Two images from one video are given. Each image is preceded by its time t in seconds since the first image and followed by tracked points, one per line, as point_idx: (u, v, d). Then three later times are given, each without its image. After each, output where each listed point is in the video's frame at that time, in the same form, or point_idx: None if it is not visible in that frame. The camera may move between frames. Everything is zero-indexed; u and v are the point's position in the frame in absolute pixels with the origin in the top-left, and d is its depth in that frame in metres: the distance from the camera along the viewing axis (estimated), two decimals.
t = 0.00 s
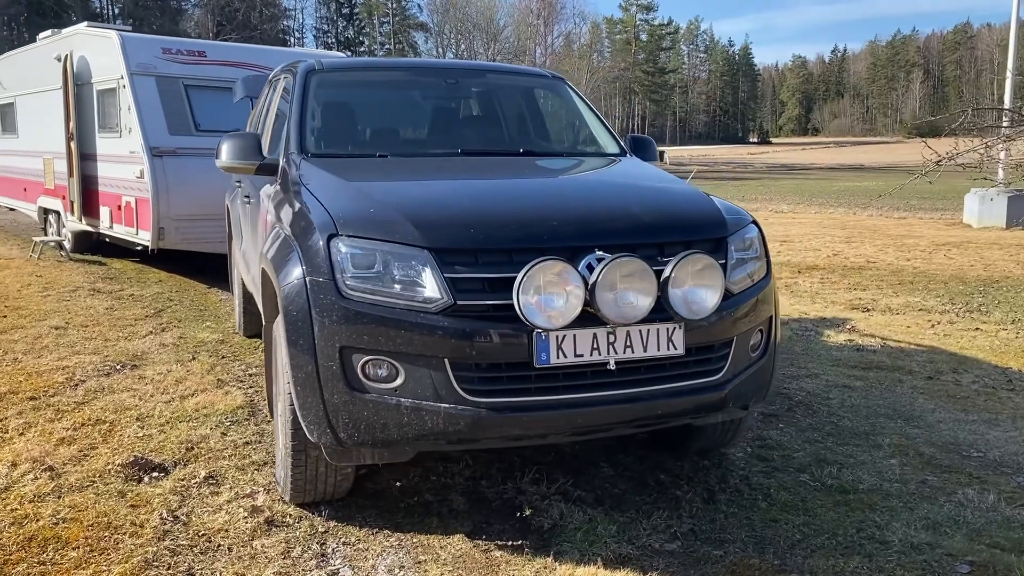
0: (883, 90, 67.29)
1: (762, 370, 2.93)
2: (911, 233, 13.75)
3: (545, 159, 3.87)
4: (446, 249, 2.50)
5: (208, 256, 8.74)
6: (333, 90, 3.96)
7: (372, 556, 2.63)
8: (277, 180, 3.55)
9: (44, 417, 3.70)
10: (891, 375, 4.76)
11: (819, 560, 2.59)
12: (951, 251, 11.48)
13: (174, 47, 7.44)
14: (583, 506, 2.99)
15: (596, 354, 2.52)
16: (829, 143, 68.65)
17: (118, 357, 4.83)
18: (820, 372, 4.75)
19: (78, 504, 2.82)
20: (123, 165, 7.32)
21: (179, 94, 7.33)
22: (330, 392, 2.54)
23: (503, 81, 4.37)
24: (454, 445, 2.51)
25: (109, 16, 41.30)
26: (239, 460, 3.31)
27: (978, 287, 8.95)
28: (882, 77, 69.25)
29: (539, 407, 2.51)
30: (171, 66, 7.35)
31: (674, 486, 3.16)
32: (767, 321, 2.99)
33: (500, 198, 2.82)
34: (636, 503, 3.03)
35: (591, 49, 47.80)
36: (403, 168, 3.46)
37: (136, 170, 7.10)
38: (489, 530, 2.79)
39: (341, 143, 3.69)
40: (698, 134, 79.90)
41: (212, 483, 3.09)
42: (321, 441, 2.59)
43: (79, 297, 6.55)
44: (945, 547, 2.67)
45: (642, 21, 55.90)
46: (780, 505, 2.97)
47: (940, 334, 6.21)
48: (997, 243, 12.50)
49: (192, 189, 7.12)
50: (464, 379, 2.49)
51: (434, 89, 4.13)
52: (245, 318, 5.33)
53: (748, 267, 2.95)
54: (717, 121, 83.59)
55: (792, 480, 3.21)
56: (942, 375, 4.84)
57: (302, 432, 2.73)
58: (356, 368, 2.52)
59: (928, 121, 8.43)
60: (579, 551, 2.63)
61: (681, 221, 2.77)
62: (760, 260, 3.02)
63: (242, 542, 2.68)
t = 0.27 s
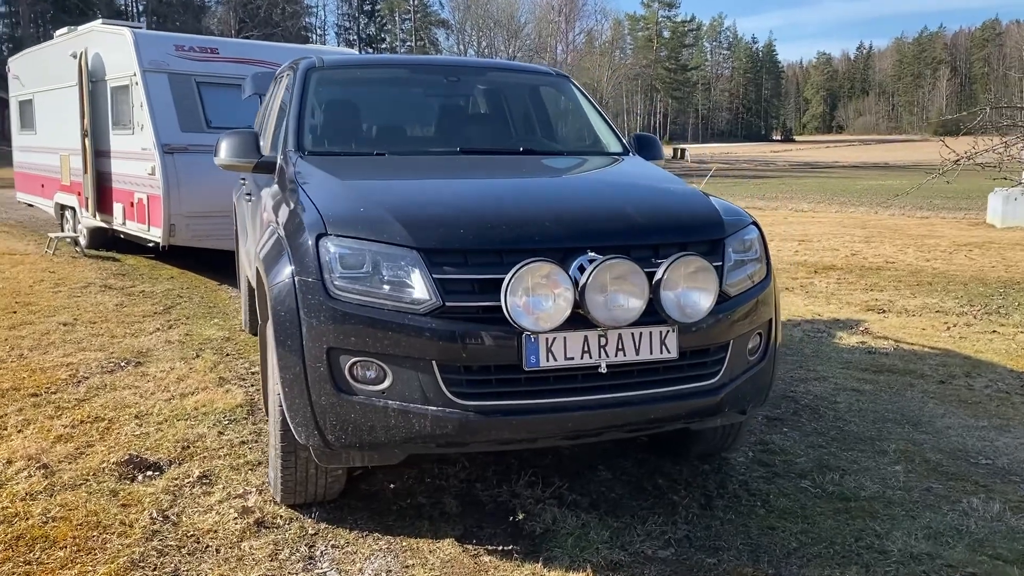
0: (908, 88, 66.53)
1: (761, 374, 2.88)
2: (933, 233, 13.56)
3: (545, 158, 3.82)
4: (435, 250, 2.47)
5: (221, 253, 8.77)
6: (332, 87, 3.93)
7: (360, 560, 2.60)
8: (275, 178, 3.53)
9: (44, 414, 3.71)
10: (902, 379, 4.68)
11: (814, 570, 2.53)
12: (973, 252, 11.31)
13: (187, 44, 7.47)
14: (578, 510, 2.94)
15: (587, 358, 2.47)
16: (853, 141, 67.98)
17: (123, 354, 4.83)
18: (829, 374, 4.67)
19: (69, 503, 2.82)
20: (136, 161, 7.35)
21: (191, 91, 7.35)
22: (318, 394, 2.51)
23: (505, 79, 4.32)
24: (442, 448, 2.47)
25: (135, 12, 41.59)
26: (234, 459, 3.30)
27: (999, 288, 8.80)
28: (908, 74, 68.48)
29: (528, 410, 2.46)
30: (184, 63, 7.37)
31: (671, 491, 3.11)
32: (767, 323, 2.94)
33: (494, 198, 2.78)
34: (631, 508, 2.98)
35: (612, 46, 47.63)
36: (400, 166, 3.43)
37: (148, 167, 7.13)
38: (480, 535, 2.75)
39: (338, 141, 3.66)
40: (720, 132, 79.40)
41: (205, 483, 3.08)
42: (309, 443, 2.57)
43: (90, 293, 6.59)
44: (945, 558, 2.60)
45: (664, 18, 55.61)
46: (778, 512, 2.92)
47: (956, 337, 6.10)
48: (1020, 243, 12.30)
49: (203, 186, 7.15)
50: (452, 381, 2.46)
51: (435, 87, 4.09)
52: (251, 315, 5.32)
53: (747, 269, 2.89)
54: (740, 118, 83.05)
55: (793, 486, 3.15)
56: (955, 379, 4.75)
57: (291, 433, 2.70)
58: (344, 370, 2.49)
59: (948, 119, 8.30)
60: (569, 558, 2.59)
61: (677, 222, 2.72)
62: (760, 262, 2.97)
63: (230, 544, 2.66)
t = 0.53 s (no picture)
0: (935, 86, 65.76)
1: (763, 375, 2.84)
2: (956, 233, 13.38)
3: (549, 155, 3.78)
4: (430, 248, 2.44)
5: (236, 250, 8.81)
6: (336, 84, 3.92)
7: (354, 559, 2.59)
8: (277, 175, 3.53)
9: (50, 409, 3.73)
10: (915, 381, 4.60)
11: None
12: (995, 252, 11.14)
13: (203, 41, 7.50)
14: (576, 511, 2.91)
15: (583, 357, 2.44)
16: (878, 140, 67.27)
17: (132, 349, 4.86)
18: (840, 376, 4.61)
19: (67, 499, 2.82)
20: (151, 158, 7.39)
21: (207, 88, 7.38)
22: (311, 392, 2.50)
23: (511, 76, 4.29)
24: (435, 447, 2.45)
25: (159, 11, 41.95)
26: (234, 456, 3.29)
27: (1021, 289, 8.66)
28: (935, 72, 67.70)
29: (523, 411, 2.44)
30: (199, 60, 7.40)
31: (672, 493, 3.07)
32: (770, 324, 2.90)
33: (492, 195, 2.76)
34: (631, 510, 2.95)
35: (635, 43, 47.44)
36: (402, 163, 3.41)
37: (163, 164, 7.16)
38: (476, 535, 2.73)
39: (340, 138, 3.64)
40: (743, 130, 78.89)
41: (205, 480, 3.08)
42: (304, 441, 2.56)
43: (104, 289, 6.63)
44: (950, 566, 2.55)
45: (687, 15, 55.30)
46: (780, 516, 2.87)
47: (974, 339, 6.00)
48: None
49: (217, 183, 7.17)
50: (446, 381, 2.43)
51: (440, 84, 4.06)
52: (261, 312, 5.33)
53: (750, 268, 2.85)
54: (763, 116, 82.46)
55: (796, 490, 3.10)
56: (970, 382, 4.67)
57: (287, 431, 2.69)
58: (338, 368, 2.48)
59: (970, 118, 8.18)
60: (564, 560, 2.56)
61: (677, 221, 2.69)
62: (763, 261, 2.93)
63: (225, 541, 2.66)
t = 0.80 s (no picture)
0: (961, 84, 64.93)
1: (760, 374, 2.78)
2: (977, 232, 13.17)
3: (546, 150, 3.72)
4: (415, 242, 2.40)
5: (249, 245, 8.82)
6: (333, 78, 3.89)
7: (339, 557, 2.56)
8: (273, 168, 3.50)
9: (48, 402, 3.73)
10: (925, 382, 4.51)
11: None
12: (1018, 252, 10.95)
13: (215, 37, 7.51)
14: (568, 511, 2.87)
15: (570, 354, 2.40)
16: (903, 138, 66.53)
17: (136, 343, 4.86)
18: (848, 376, 4.53)
19: (55, 493, 2.81)
20: (163, 153, 7.41)
21: (218, 84, 7.39)
22: (295, 388, 2.47)
23: (512, 70, 4.24)
24: (420, 444, 2.41)
25: (183, 9, 42.27)
26: (228, 451, 3.28)
27: None
28: (962, 69, 66.84)
29: (509, 408, 2.39)
30: (211, 56, 7.42)
31: (667, 493, 3.02)
32: (767, 322, 2.84)
33: (482, 189, 2.72)
34: (624, 510, 2.90)
35: (656, 41, 47.22)
36: (397, 157, 3.37)
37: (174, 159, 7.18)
38: (464, 534, 2.69)
39: (335, 132, 3.61)
40: (766, 128, 78.30)
41: (196, 475, 3.06)
42: (288, 437, 2.53)
43: (114, 283, 6.66)
44: (948, 571, 2.47)
45: (710, 12, 54.94)
46: (776, 518, 2.81)
47: (990, 339, 5.88)
48: None
49: (228, 178, 7.18)
50: (430, 377, 2.39)
51: (438, 78, 4.02)
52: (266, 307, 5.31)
53: (746, 265, 2.79)
54: (786, 114, 81.81)
55: (795, 491, 3.03)
56: (982, 383, 4.57)
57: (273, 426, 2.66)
58: (322, 363, 2.44)
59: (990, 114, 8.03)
60: (551, 560, 2.51)
61: (670, 216, 2.63)
62: (760, 258, 2.87)
63: (211, 537, 2.64)
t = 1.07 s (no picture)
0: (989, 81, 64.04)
1: (749, 376, 2.72)
2: (999, 232, 12.97)
3: (541, 147, 3.68)
4: (394, 241, 2.37)
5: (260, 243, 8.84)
6: (328, 76, 3.88)
7: (318, 559, 2.53)
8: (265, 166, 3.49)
9: (43, 399, 3.74)
10: (932, 384, 4.42)
11: None
12: None
13: (225, 35, 7.53)
14: (553, 514, 2.83)
15: (549, 356, 2.36)
16: (929, 136, 65.71)
17: (138, 340, 4.87)
18: (853, 378, 4.45)
19: (40, 490, 2.81)
20: (174, 151, 7.44)
21: (228, 81, 7.41)
22: (274, 387, 2.44)
23: (509, 67, 4.20)
24: (397, 446, 2.38)
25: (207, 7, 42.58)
26: (217, 450, 3.27)
27: None
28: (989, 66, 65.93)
29: (488, 410, 2.36)
30: (221, 54, 7.44)
31: (657, 496, 2.97)
32: (758, 324, 2.78)
33: (466, 187, 2.68)
34: (611, 514, 2.85)
35: (678, 38, 46.97)
36: (387, 154, 3.34)
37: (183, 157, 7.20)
38: (446, 537, 2.66)
39: (326, 130, 3.60)
40: (789, 125, 77.68)
41: (183, 473, 3.05)
42: (268, 437, 2.51)
43: (123, 280, 6.69)
44: None
45: (733, 9, 54.57)
46: (765, 524, 2.75)
47: (1004, 341, 5.77)
48: None
49: (237, 176, 7.19)
50: (408, 378, 2.36)
51: (433, 75, 3.99)
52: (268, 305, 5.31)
53: (736, 265, 2.74)
54: (810, 112, 81.10)
55: (788, 496, 2.97)
56: (991, 386, 4.47)
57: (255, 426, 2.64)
58: (300, 363, 2.42)
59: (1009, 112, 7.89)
60: (531, 565, 2.47)
61: (656, 215, 2.59)
62: (751, 257, 2.81)
63: (192, 537, 2.62)
